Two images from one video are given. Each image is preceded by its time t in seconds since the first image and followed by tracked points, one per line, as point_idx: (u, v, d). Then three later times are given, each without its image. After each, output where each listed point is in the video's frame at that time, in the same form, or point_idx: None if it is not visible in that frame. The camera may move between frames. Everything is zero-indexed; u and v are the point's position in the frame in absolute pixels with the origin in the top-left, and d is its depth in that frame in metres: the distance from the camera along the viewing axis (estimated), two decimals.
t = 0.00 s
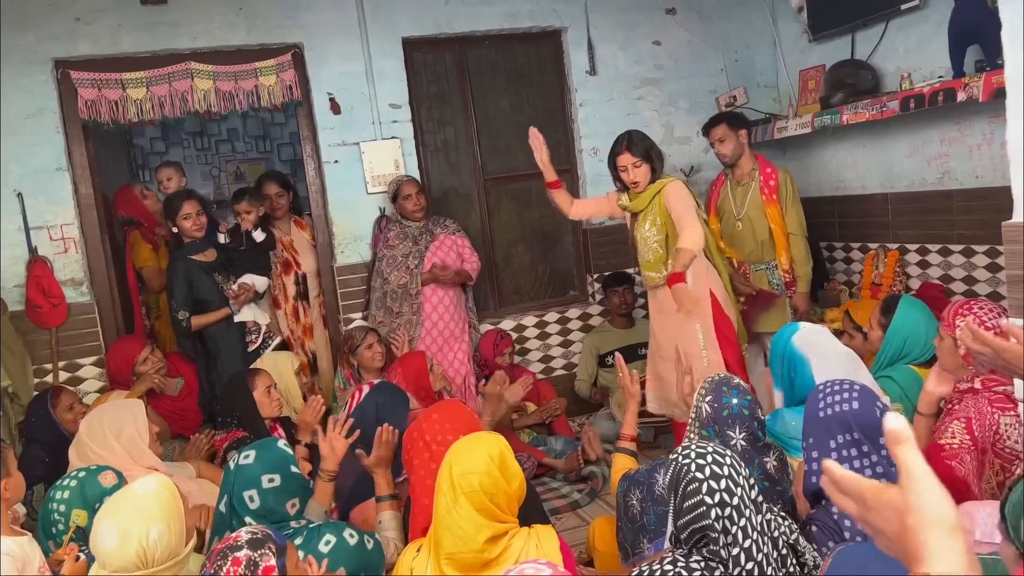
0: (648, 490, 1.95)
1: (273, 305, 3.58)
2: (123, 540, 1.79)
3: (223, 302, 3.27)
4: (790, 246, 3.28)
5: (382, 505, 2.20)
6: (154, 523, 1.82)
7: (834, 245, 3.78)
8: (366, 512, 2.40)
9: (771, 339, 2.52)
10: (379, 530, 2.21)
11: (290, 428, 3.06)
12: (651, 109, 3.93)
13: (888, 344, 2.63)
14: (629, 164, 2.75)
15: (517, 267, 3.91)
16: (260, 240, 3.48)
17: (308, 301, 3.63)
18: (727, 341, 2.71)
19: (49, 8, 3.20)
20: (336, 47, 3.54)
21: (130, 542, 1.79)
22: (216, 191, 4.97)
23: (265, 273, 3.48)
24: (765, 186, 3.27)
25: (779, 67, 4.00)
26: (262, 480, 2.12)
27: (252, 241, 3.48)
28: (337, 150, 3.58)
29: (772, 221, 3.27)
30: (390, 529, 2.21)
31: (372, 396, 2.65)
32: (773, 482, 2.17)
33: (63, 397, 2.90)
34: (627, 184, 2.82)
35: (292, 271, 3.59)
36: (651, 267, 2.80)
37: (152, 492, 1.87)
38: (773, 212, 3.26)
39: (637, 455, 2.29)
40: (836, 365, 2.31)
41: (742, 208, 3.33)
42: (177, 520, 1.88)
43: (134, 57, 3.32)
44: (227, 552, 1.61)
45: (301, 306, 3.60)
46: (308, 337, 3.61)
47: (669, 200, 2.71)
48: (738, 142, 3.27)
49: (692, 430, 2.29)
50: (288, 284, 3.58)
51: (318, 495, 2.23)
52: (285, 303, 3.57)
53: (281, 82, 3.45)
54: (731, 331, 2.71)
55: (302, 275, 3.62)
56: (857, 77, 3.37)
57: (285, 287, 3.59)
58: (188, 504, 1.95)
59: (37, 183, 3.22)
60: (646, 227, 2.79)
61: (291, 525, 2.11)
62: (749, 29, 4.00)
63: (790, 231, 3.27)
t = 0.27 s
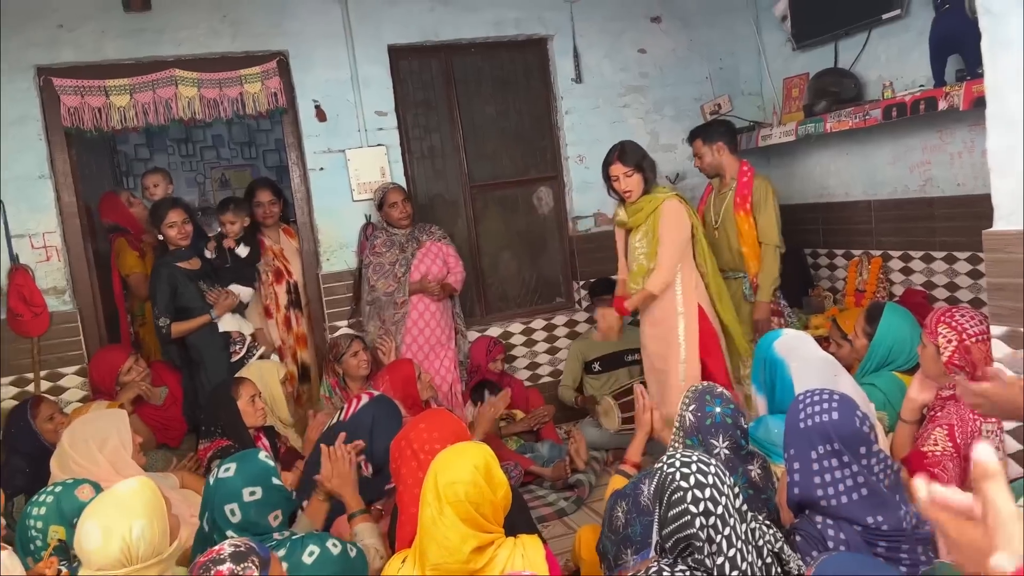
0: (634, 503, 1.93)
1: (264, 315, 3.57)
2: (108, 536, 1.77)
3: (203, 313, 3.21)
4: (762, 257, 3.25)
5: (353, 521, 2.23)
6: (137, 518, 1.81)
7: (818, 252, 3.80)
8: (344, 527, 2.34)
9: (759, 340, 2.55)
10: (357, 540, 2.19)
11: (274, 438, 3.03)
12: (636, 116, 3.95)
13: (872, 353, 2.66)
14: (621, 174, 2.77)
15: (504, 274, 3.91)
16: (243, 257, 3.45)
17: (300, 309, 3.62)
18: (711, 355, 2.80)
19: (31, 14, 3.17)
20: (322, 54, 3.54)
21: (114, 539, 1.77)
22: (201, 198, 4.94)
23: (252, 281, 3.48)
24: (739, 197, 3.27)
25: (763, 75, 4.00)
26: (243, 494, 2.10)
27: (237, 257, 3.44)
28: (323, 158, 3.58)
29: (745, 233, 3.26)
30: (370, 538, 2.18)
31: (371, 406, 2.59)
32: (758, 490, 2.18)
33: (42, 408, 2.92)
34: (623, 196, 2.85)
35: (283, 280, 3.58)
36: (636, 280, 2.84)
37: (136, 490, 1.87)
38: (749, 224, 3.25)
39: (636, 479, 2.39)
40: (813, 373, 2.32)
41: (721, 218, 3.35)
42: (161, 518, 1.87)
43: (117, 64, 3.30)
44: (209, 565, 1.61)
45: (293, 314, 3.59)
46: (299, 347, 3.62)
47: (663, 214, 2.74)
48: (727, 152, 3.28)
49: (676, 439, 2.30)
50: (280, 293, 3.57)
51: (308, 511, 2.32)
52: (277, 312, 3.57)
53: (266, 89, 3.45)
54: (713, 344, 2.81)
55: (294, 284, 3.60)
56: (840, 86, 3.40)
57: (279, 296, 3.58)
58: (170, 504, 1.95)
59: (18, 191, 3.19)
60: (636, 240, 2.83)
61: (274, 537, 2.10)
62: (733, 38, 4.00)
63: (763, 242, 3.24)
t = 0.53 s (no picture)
0: (628, 507, 1.96)
1: (264, 325, 3.57)
2: (96, 537, 1.79)
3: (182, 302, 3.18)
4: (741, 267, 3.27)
5: (353, 529, 2.21)
6: (127, 525, 1.82)
7: (810, 260, 3.82)
8: (341, 537, 2.34)
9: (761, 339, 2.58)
10: (355, 548, 2.19)
11: (268, 446, 3.02)
12: (629, 124, 3.89)
13: (864, 360, 2.67)
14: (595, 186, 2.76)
15: (497, 281, 3.91)
16: (237, 266, 3.43)
17: (300, 317, 3.65)
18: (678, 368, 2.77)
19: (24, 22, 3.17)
20: (315, 62, 3.56)
21: (101, 541, 1.79)
22: (193, 206, 4.94)
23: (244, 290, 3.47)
24: (721, 208, 3.27)
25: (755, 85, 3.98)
26: (232, 508, 2.10)
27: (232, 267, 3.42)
28: (316, 165, 3.62)
29: (726, 245, 3.29)
30: (367, 547, 2.19)
31: (366, 417, 2.60)
32: (751, 497, 2.19)
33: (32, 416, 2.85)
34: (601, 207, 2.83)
35: (282, 289, 3.62)
36: (630, 286, 2.81)
37: (131, 497, 1.89)
38: (731, 235, 3.26)
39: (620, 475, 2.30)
40: (804, 378, 2.34)
41: (706, 229, 3.39)
42: (150, 528, 1.87)
43: (110, 72, 3.29)
44: None
45: (293, 323, 3.62)
46: (299, 356, 3.64)
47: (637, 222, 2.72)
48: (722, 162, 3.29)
49: (670, 446, 2.33)
50: (281, 302, 3.60)
51: (303, 520, 2.32)
52: (277, 321, 3.58)
53: (259, 97, 3.48)
54: (682, 359, 2.75)
55: (293, 292, 3.64)
56: (831, 94, 3.43)
57: (280, 304, 3.61)
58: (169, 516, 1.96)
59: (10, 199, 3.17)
60: (616, 248, 2.80)
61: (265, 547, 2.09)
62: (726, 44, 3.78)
63: (742, 253, 3.27)
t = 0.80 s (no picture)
0: (623, 518, 1.98)
1: (264, 330, 3.53)
2: (87, 551, 1.80)
3: (173, 291, 3.17)
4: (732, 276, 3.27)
5: (353, 534, 2.22)
6: (118, 542, 1.82)
7: (805, 265, 3.83)
8: (338, 542, 2.35)
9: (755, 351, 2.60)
10: (353, 556, 2.20)
11: (263, 453, 3.02)
12: (623, 131, 3.90)
13: (858, 366, 2.68)
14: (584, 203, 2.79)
15: (492, 287, 3.90)
16: (235, 272, 3.46)
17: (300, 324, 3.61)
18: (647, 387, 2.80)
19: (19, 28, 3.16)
20: (310, 69, 3.55)
21: (92, 555, 1.79)
22: (188, 212, 4.93)
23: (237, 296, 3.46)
24: (713, 217, 3.28)
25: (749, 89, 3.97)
26: (231, 513, 2.12)
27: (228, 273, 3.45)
28: (312, 171, 3.58)
29: (716, 253, 3.30)
30: (365, 556, 2.20)
31: (358, 423, 2.59)
32: (745, 504, 2.19)
33: (25, 426, 2.92)
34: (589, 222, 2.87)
35: (281, 295, 3.56)
36: (599, 301, 2.84)
37: (127, 513, 1.89)
38: (721, 244, 3.28)
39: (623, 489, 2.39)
40: (801, 382, 2.38)
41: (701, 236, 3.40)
42: (142, 545, 1.87)
43: (105, 79, 3.31)
44: None
45: (293, 329, 3.57)
46: (300, 363, 3.59)
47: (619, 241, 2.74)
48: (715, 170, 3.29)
49: (663, 452, 2.34)
50: (281, 308, 3.55)
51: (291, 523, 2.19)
52: (278, 327, 3.53)
53: (254, 103, 3.46)
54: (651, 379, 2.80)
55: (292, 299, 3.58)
56: (825, 101, 3.44)
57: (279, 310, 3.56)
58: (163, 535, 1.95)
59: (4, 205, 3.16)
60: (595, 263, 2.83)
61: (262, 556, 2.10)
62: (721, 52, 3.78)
63: (733, 262, 3.26)
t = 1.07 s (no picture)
0: (617, 521, 1.96)
1: (262, 333, 3.49)
2: (79, 561, 1.78)
3: (173, 288, 3.16)
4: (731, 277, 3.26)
5: (338, 540, 2.21)
6: (111, 554, 1.81)
7: (800, 267, 3.84)
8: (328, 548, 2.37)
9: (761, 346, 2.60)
10: (342, 560, 2.18)
11: (259, 455, 3.04)
12: (620, 133, 3.97)
13: (852, 368, 2.69)
14: (560, 204, 2.78)
15: (489, 289, 3.91)
16: (236, 271, 3.41)
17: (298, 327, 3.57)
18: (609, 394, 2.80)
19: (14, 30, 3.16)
20: (306, 70, 3.55)
21: (84, 564, 1.78)
22: (184, 214, 4.92)
23: (232, 300, 3.40)
24: (713, 218, 3.28)
25: (745, 93, 4.00)
26: (227, 515, 2.13)
27: (228, 271, 3.41)
28: (308, 174, 3.58)
29: (716, 254, 3.30)
30: (354, 558, 2.17)
31: (360, 425, 2.62)
32: (738, 505, 2.19)
33: (21, 427, 2.91)
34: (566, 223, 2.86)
35: (279, 297, 3.52)
36: (572, 303, 2.83)
37: (121, 522, 1.89)
38: (721, 246, 3.27)
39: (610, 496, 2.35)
40: (798, 387, 2.36)
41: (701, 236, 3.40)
42: (135, 555, 1.87)
43: (101, 80, 3.29)
44: None
45: (292, 332, 3.54)
46: (299, 365, 3.56)
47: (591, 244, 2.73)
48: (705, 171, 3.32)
49: (656, 455, 2.35)
50: (278, 311, 3.50)
51: (291, 531, 2.34)
52: (276, 330, 3.49)
53: (251, 105, 3.45)
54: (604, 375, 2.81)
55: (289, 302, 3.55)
56: (820, 104, 3.45)
57: (278, 314, 3.52)
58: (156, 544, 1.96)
59: None
60: (569, 264, 2.82)
61: (256, 558, 2.07)
62: (717, 56, 3.95)
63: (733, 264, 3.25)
